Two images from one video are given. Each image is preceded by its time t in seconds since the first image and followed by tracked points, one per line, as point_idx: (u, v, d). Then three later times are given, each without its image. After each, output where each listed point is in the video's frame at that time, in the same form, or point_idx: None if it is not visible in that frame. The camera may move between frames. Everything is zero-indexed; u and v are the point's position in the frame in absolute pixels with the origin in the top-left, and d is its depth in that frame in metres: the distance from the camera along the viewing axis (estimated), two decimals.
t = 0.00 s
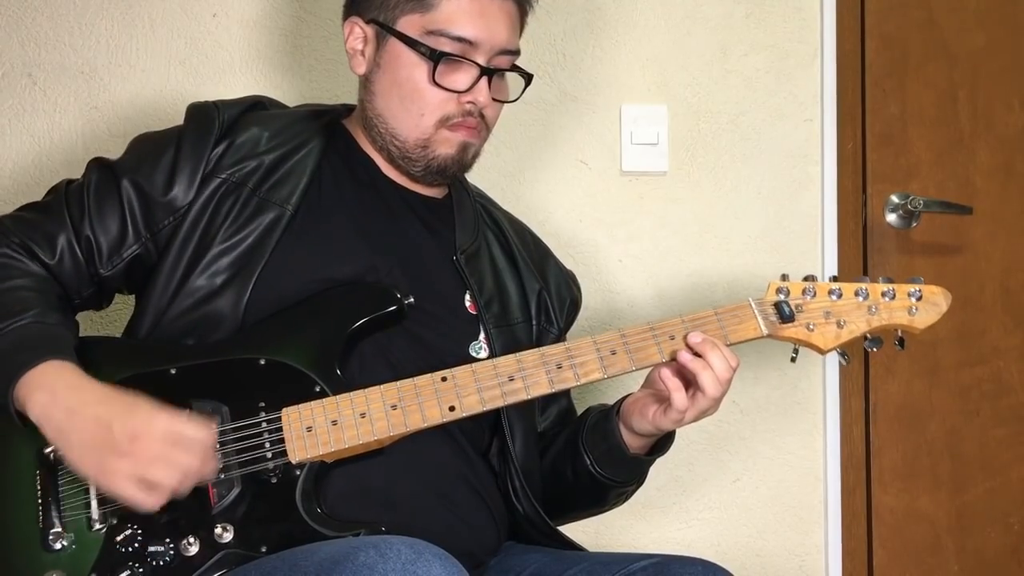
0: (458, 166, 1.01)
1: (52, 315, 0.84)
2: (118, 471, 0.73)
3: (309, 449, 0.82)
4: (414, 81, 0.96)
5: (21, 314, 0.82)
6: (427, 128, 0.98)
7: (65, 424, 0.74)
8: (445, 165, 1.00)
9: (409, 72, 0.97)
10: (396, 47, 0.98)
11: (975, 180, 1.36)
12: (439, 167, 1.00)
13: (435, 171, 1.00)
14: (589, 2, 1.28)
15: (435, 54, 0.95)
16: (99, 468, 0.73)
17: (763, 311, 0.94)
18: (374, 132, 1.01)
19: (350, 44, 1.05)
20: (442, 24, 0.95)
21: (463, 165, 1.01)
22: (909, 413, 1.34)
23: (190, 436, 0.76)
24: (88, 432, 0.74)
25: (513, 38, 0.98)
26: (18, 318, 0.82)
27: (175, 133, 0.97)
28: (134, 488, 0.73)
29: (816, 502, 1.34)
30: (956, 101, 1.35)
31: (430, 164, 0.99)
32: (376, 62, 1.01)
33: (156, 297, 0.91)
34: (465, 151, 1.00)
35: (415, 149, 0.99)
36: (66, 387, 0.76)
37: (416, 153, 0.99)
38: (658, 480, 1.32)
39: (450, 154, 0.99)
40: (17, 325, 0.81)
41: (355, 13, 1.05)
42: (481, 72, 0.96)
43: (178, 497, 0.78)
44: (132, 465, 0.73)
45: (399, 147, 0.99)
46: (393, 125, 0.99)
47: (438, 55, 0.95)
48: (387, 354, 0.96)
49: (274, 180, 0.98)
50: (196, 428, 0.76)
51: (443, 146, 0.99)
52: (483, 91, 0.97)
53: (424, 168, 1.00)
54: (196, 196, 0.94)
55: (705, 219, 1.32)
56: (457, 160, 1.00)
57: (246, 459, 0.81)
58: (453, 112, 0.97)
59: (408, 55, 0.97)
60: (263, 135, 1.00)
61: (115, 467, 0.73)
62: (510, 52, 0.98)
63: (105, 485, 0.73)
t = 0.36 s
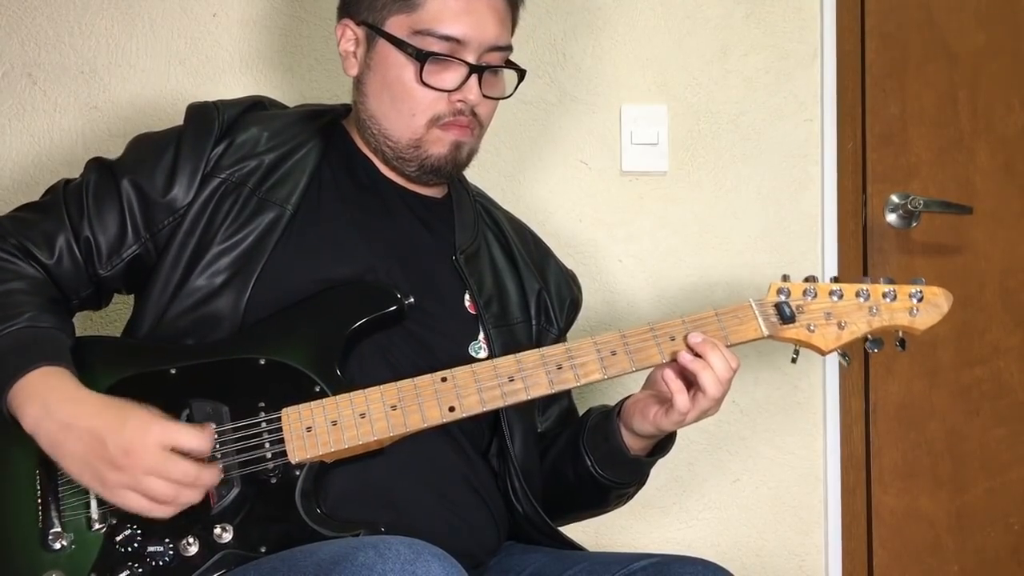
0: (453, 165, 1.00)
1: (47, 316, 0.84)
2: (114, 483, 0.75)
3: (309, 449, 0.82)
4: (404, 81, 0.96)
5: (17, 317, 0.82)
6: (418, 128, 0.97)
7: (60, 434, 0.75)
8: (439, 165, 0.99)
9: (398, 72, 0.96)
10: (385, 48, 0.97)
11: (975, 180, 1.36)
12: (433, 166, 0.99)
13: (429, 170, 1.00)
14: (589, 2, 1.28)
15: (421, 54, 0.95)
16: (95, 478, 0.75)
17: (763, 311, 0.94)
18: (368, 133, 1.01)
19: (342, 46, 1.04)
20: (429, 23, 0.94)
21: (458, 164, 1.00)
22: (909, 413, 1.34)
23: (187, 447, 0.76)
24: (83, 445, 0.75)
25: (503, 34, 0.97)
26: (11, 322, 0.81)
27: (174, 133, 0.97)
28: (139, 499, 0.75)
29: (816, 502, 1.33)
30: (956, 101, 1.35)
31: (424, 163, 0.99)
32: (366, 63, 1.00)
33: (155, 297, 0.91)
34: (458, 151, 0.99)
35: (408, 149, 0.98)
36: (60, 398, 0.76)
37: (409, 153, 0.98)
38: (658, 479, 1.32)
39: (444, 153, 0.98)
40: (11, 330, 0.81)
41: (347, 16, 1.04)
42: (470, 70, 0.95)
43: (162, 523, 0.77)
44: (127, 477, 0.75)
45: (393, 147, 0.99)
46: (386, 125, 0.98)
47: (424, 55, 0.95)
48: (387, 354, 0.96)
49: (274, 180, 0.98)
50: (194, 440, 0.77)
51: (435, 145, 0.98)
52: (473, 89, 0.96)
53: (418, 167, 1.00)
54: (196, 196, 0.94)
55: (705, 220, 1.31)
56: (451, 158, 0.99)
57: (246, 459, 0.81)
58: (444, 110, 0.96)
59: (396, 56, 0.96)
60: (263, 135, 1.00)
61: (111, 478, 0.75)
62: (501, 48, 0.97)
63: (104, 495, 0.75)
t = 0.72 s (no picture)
0: (449, 167, 0.99)
1: (45, 319, 0.84)
2: (103, 494, 0.75)
3: (309, 449, 0.82)
4: (396, 85, 0.96)
5: (13, 320, 0.82)
6: (412, 131, 0.97)
7: (50, 442, 0.75)
8: (435, 166, 0.99)
9: (391, 75, 0.96)
10: (378, 52, 0.97)
11: (975, 180, 1.36)
12: (428, 169, 0.99)
13: (425, 173, 0.99)
14: (589, 2, 1.28)
15: (412, 58, 0.94)
16: (84, 489, 0.75)
17: (763, 307, 0.94)
18: (364, 136, 1.01)
19: (339, 49, 1.04)
20: (420, 27, 0.94)
21: (454, 167, 1.00)
22: (909, 413, 1.34)
23: (174, 467, 0.75)
24: (72, 455, 0.75)
25: (497, 35, 0.96)
26: (9, 326, 0.82)
27: (176, 133, 0.97)
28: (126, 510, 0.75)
29: (816, 502, 1.34)
30: (956, 102, 1.35)
31: (419, 166, 0.99)
32: (361, 66, 1.00)
33: (157, 298, 0.92)
34: (453, 153, 0.98)
35: (402, 153, 0.98)
36: (53, 404, 0.76)
37: (404, 156, 0.98)
38: (658, 480, 1.32)
39: (438, 156, 0.98)
40: (7, 334, 0.81)
41: (343, 16, 1.04)
42: (462, 73, 0.95)
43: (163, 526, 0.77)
44: (117, 489, 0.74)
45: (388, 151, 0.99)
46: (381, 129, 0.98)
47: (414, 59, 0.94)
48: (387, 354, 0.96)
49: (274, 180, 0.98)
50: (180, 461, 0.76)
51: (429, 148, 0.97)
52: (465, 92, 0.95)
53: (413, 171, 0.99)
54: (197, 197, 0.95)
55: (705, 220, 1.32)
56: (445, 161, 0.98)
57: (246, 460, 0.82)
58: (437, 114, 0.96)
59: (388, 60, 0.96)
60: (263, 135, 1.00)
61: (99, 489, 0.75)
62: (494, 49, 0.96)
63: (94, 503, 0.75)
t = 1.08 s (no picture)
0: (448, 171, 0.99)
1: (44, 319, 0.83)
2: (102, 497, 0.75)
3: (309, 449, 0.82)
4: (397, 88, 0.95)
5: (11, 320, 0.82)
6: (411, 135, 0.96)
7: (47, 445, 0.75)
8: (434, 170, 0.98)
9: (392, 79, 0.96)
10: (379, 55, 0.97)
11: (975, 179, 1.36)
12: (428, 172, 0.98)
13: (425, 176, 0.99)
14: (589, 2, 1.28)
15: (412, 63, 0.94)
16: (83, 492, 0.75)
17: (763, 308, 0.94)
18: (364, 138, 1.00)
19: (342, 49, 1.04)
20: (421, 31, 0.93)
21: (454, 171, 0.99)
22: (909, 413, 1.34)
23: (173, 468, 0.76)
24: (70, 458, 0.75)
25: (499, 41, 0.95)
26: (7, 326, 0.82)
27: (177, 133, 0.97)
28: (124, 513, 0.75)
29: (816, 502, 1.34)
30: (956, 102, 1.35)
31: (418, 169, 0.98)
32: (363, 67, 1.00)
33: (157, 297, 0.92)
34: (452, 158, 0.98)
35: (401, 156, 0.97)
36: (50, 407, 0.76)
37: (403, 159, 0.98)
38: (658, 480, 1.32)
39: (438, 160, 0.97)
40: (6, 334, 0.81)
41: (347, 17, 1.03)
42: (463, 78, 0.94)
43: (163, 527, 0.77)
44: (116, 491, 0.75)
45: (387, 153, 0.98)
46: (381, 131, 0.98)
47: (415, 64, 0.94)
48: (387, 354, 0.96)
49: (276, 181, 0.98)
50: (179, 463, 0.76)
51: (428, 152, 0.97)
52: (465, 98, 0.95)
53: (413, 173, 0.99)
54: (198, 196, 0.94)
55: (705, 219, 1.32)
56: (445, 165, 0.98)
57: (246, 459, 0.82)
58: (437, 118, 0.95)
59: (389, 63, 0.96)
60: (266, 134, 1.00)
61: (98, 492, 0.75)
62: (496, 54, 0.95)
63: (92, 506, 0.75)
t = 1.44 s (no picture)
0: (451, 175, 0.99)
1: (50, 318, 0.83)
2: (107, 493, 0.75)
3: (310, 449, 0.82)
4: (398, 93, 0.95)
5: (17, 318, 0.82)
6: (413, 140, 0.96)
7: (52, 441, 0.75)
8: (437, 174, 0.98)
9: (393, 83, 0.96)
10: (380, 60, 0.97)
11: (975, 180, 1.36)
12: (431, 176, 0.98)
13: (428, 180, 0.99)
14: (589, 2, 1.28)
15: (410, 67, 0.94)
16: (87, 487, 0.75)
17: (764, 309, 0.94)
18: (368, 142, 1.00)
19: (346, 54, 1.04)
20: (421, 35, 0.94)
21: (457, 175, 0.99)
22: (908, 413, 1.34)
23: (178, 464, 0.75)
24: (75, 453, 0.74)
25: (499, 44, 0.95)
26: (13, 323, 0.81)
27: (185, 132, 0.97)
28: (129, 509, 0.75)
29: (816, 502, 1.34)
30: (956, 102, 1.35)
31: (422, 173, 0.98)
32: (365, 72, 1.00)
33: (160, 296, 0.92)
34: (455, 161, 0.97)
35: (404, 160, 0.97)
36: (56, 403, 0.76)
37: (406, 163, 0.98)
38: (658, 480, 1.32)
39: (440, 164, 0.97)
40: (12, 332, 0.81)
41: (350, 23, 1.04)
42: (463, 83, 0.94)
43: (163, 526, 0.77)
44: (121, 486, 0.74)
45: (391, 157, 0.98)
46: (383, 136, 0.98)
47: (414, 69, 0.94)
48: (387, 354, 0.96)
49: (282, 182, 0.98)
50: (184, 458, 0.76)
51: (430, 156, 0.97)
52: (466, 102, 0.95)
53: (417, 177, 0.99)
54: (204, 196, 0.94)
55: (706, 219, 1.32)
56: (448, 169, 0.98)
57: (246, 459, 0.82)
58: (438, 123, 0.95)
59: (390, 68, 0.96)
60: (273, 135, 1.00)
61: (102, 488, 0.74)
62: (496, 58, 0.95)
63: (96, 503, 0.75)
